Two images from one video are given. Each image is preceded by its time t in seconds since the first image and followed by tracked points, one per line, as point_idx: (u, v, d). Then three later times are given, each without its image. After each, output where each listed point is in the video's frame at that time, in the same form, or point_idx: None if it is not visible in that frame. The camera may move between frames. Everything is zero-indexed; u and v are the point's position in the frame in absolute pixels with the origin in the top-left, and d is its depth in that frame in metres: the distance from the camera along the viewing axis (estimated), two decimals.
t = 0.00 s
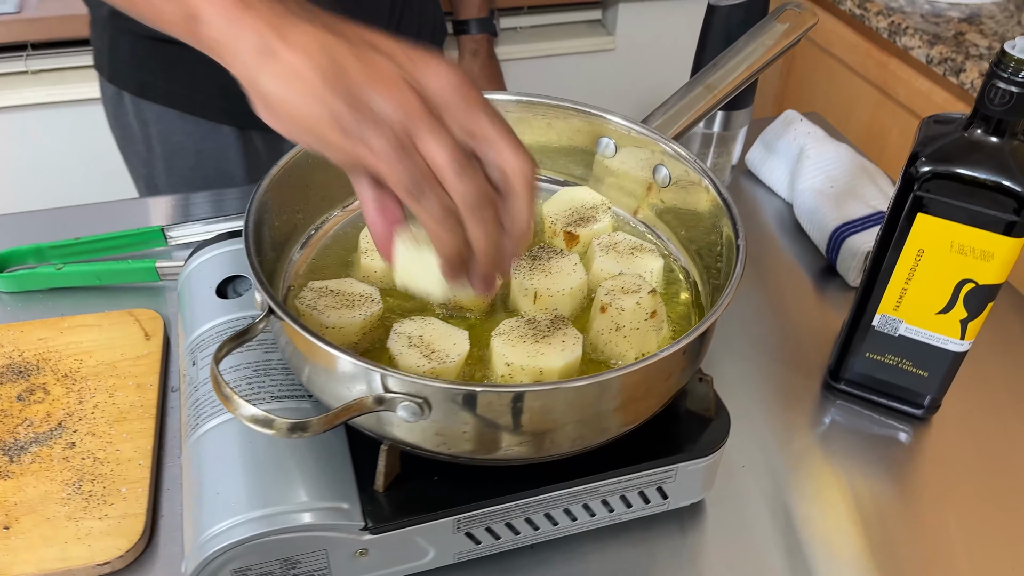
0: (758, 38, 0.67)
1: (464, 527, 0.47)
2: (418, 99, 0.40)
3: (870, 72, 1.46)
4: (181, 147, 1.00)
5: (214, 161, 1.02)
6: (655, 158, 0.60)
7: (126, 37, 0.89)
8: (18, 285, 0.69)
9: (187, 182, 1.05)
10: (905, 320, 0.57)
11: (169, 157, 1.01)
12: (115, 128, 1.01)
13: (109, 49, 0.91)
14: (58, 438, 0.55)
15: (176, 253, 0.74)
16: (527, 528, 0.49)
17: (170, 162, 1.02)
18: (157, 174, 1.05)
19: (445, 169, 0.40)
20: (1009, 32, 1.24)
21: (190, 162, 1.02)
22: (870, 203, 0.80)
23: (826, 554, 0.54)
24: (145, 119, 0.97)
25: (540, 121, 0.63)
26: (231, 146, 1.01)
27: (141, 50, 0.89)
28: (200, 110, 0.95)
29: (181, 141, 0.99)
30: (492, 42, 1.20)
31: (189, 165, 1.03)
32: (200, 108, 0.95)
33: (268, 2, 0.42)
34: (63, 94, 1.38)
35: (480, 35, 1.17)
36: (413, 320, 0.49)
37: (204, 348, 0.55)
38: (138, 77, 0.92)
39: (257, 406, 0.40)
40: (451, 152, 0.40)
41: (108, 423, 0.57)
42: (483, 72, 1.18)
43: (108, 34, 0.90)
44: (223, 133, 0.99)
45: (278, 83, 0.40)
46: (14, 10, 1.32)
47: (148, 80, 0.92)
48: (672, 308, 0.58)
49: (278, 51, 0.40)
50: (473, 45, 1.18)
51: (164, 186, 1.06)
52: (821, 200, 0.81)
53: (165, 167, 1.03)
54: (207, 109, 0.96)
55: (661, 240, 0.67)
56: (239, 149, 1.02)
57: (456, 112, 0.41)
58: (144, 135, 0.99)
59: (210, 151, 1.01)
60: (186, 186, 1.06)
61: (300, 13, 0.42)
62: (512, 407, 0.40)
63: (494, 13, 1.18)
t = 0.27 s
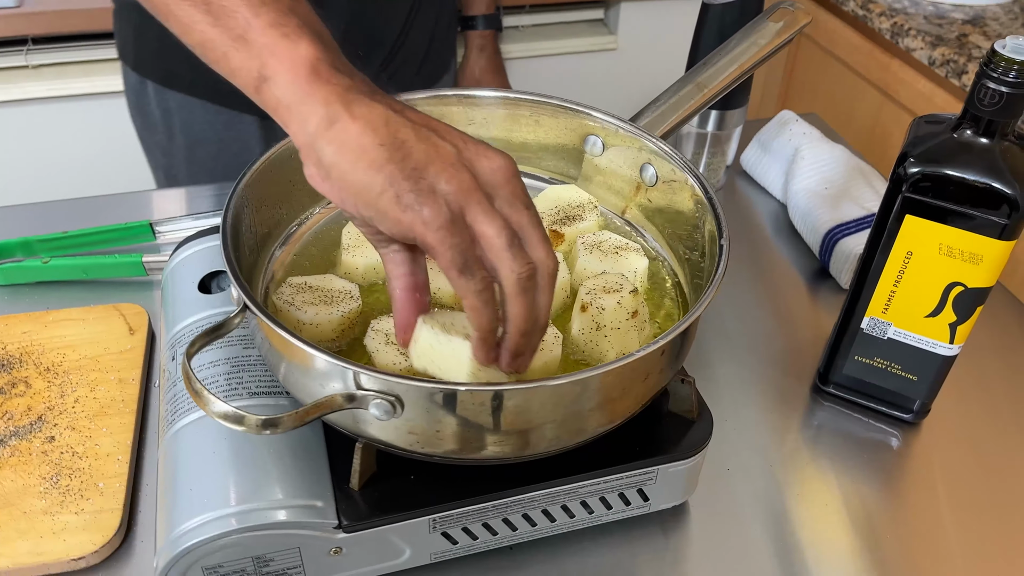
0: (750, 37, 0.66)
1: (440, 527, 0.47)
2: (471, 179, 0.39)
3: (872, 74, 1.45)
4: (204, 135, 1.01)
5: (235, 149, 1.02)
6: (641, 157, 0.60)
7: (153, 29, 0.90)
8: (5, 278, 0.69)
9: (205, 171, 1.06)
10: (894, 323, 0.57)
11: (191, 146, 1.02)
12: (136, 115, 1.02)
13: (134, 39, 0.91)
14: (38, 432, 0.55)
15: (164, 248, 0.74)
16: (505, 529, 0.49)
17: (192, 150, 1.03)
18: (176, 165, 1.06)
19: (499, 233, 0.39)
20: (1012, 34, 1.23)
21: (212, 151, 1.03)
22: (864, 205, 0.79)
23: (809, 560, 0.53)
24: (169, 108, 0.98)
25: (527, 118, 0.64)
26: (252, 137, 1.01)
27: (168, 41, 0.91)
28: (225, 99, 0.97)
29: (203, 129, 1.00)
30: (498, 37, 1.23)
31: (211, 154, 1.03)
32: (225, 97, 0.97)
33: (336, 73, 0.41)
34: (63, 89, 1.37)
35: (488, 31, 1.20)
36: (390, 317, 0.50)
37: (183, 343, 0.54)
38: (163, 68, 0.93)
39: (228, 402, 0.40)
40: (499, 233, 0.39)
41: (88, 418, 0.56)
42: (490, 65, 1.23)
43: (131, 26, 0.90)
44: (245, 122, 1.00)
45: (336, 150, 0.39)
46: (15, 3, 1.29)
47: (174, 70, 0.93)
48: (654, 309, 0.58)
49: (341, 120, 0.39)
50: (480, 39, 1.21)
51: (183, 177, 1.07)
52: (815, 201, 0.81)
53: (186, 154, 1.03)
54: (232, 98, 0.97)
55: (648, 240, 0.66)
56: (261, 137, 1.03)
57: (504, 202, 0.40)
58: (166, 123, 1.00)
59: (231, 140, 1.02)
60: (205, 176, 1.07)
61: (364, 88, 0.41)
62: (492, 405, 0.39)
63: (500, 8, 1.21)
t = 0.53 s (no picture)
0: (754, 37, 0.65)
1: (430, 528, 0.46)
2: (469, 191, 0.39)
3: (880, 77, 1.43)
4: (218, 127, 1.00)
5: (249, 142, 1.02)
6: (640, 158, 0.60)
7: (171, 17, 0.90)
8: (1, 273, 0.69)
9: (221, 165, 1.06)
10: (894, 328, 0.56)
11: (206, 138, 1.02)
12: (154, 106, 1.02)
13: (153, 28, 0.92)
14: (31, 427, 0.55)
15: (164, 244, 0.74)
16: (496, 531, 0.49)
17: (206, 142, 1.03)
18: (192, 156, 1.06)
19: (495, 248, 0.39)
20: None
21: (227, 142, 1.02)
22: (868, 208, 0.78)
23: (805, 567, 0.52)
24: (185, 99, 0.98)
25: (525, 117, 0.64)
26: (267, 129, 1.01)
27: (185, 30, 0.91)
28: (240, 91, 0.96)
29: (217, 121, 1.00)
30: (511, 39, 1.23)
31: (226, 146, 1.03)
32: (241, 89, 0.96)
33: (337, 81, 0.40)
34: (69, 85, 1.36)
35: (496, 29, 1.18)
36: (383, 316, 0.50)
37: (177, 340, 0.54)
38: (180, 58, 0.94)
39: (216, 400, 0.39)
40: (495, 246, 0.39)
41: (82, 413, 0.56)
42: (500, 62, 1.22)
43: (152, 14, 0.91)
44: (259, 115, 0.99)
45: (332, 159, 0.38)
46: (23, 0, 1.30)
47: (190, 60, 0.94)
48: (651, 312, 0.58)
49: (339, 129, 0.38)
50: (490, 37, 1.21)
51: (198, 168, 1.07)
52: (818, 204, 0.80)
53: (202, 146, 1.03)
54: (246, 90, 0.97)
55: (647, 241, 0.66)
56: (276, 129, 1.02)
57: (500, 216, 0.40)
58: (182, 114, 1.00)
59: (246, 132, 1.01)
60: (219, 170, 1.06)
61: (364, 95, 0.41)
62: (487, 405, 0.39)
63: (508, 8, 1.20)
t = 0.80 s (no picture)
0: (761, 40, 0.65)
1: (431, 525, 0.47)
2: None
3: (891, 80, 1.42)
4: (226, 125, 1.02)
5: (256, 140, 1.03)
6: (645, 159, 0.60)
7: (182, 14, 0.93)
8: (15, 267, 0.70)
9: (229, 159, 1.07)
10: (897, 331, 0.56)
11: (215, 134, 1.04)
12: (166, 103, 1.06)
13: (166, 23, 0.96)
14: (39, 419, 0.56)
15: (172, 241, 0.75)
16: (496, 529, 0.49)
17: (216, 139, 1.05)
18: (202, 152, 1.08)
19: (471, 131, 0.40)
20: None
21: (234, 139, 1.04)
22: (874, 212, 0.78)
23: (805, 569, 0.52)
24: (196, 96, 1.00)
25: (530, 117, 0.64)
26: (274, 127, 1.02)
27: (195, 27, 0.93)
28: (250, 89, 0.97)
29: (226, 118, 1.02)
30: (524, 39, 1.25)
31: (234, 143, 1.04)
32: (249, 86, 0.97)
33: None
34: (81, 82, 1.37)
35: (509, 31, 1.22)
36: (386, 313, 0.50)
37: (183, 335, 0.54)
38: (191, 54, 0.96)
39: (219, 394, 0.40)
40: None
41: (89, 407, 0.57)
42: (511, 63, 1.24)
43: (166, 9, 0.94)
44: (269, 112, 1.00)
45: None
46: None
47: (199, 57, 0.96)
48: (654, 313, 0.58)
49: None
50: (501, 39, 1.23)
51: (208, 164, 1.10)
52: (824, 207, 0.80)
53: (211, 142, 1.05)
54: (256, 88, 0.97)
55: (650, 242, 0.66)
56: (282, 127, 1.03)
57: None
58: (192, 111, 1.02)
59: (253, 130, 1.02)
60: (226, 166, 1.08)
61: None
62: (490, 402, 0.39)
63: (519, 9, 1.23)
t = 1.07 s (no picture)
0: (766, 40, 0.66)
1: (431, 517, 0.47)
2: None
3: (901, 82, 1.41)
4: (224, 128, 1.04)
5: (252, 143, 1.06)
6: (648, 157, 0.61)
7: (177, 19, 0.94)
8: (25, 261, 0.71)
9: (226, 161, 1.09)
10: (899, 331, 0.56)
11: (211, 138, 1.06)
12: (162, 107, 1.06)
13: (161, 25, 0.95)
14: (48, 409, 0.57)
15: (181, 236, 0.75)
16: (496, 522, 0.49)
17: (212, 142, 1.07)
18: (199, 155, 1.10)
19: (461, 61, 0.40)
20: None
21: (230, 143, 1.06)
22: (879, 213, 0.78)
23: (804, 567, 0.52)
24: (191, 99, 1.02)
25: (534, 115, 0.65)
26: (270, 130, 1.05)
27: (190, 32, 0.94)
28: (244, 94, 0.99)
29: (223, 122, 1.03)
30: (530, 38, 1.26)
31: (231, 147, 1.07)
32: (244, 91, 0.99)
33: None
34: (96, 80, 1.39)
35: (519, 31, 1.23)
36: (389, 307, 0.51)
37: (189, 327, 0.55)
38: (185, 58, 0.97)
39: (223, 384, 0.40)
40: None
41: (97, 397, 0.58)
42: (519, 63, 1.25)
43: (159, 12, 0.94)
44: (262, 117, 1.03)
45: None
46: None
47: (194, 61, 0.97)
48: (656, 310, 0.58)
49: None
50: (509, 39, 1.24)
51: (204, 167, 1.12)
52: (829, 208, 0.80)
53: (207, 146, 1.07)
54: (251, 93, 0.99)
55: (654, 240, 0.66)
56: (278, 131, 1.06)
57: None
58: (189, 114, 1.04)
59: (249, 134, 1.05)
60: (223, 166, 1.10)
61: None
62: (491, 394, 0.39)
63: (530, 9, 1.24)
